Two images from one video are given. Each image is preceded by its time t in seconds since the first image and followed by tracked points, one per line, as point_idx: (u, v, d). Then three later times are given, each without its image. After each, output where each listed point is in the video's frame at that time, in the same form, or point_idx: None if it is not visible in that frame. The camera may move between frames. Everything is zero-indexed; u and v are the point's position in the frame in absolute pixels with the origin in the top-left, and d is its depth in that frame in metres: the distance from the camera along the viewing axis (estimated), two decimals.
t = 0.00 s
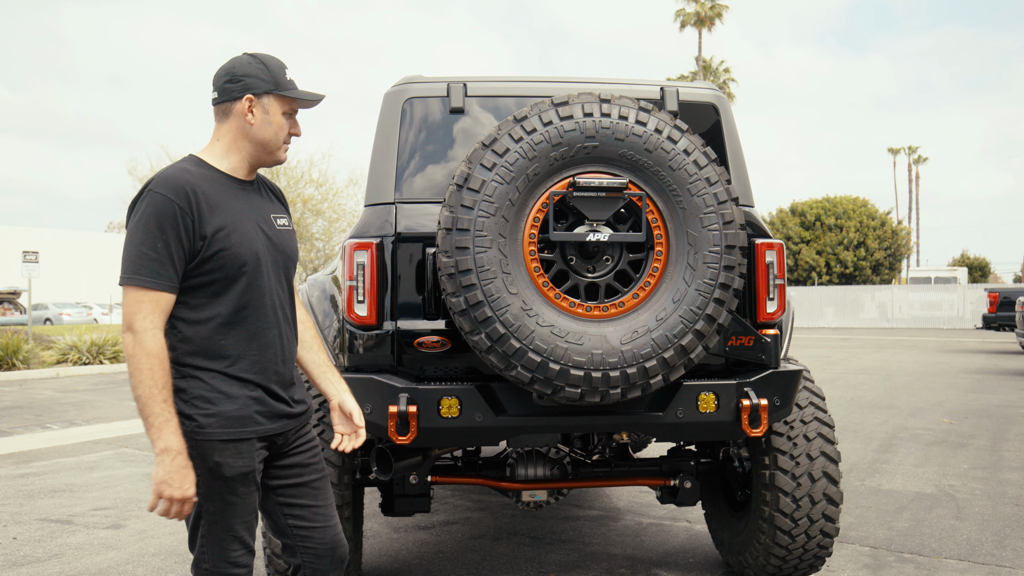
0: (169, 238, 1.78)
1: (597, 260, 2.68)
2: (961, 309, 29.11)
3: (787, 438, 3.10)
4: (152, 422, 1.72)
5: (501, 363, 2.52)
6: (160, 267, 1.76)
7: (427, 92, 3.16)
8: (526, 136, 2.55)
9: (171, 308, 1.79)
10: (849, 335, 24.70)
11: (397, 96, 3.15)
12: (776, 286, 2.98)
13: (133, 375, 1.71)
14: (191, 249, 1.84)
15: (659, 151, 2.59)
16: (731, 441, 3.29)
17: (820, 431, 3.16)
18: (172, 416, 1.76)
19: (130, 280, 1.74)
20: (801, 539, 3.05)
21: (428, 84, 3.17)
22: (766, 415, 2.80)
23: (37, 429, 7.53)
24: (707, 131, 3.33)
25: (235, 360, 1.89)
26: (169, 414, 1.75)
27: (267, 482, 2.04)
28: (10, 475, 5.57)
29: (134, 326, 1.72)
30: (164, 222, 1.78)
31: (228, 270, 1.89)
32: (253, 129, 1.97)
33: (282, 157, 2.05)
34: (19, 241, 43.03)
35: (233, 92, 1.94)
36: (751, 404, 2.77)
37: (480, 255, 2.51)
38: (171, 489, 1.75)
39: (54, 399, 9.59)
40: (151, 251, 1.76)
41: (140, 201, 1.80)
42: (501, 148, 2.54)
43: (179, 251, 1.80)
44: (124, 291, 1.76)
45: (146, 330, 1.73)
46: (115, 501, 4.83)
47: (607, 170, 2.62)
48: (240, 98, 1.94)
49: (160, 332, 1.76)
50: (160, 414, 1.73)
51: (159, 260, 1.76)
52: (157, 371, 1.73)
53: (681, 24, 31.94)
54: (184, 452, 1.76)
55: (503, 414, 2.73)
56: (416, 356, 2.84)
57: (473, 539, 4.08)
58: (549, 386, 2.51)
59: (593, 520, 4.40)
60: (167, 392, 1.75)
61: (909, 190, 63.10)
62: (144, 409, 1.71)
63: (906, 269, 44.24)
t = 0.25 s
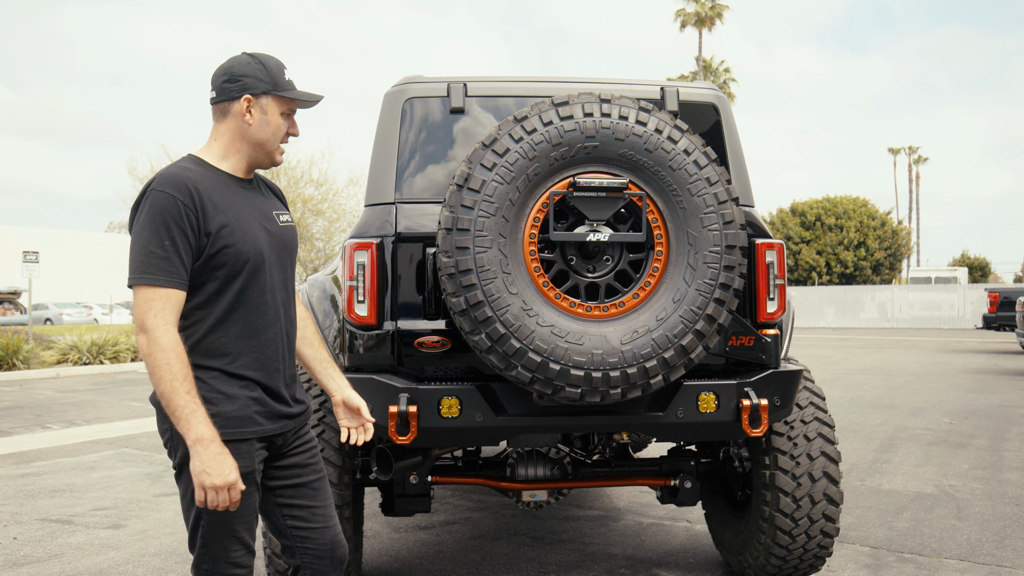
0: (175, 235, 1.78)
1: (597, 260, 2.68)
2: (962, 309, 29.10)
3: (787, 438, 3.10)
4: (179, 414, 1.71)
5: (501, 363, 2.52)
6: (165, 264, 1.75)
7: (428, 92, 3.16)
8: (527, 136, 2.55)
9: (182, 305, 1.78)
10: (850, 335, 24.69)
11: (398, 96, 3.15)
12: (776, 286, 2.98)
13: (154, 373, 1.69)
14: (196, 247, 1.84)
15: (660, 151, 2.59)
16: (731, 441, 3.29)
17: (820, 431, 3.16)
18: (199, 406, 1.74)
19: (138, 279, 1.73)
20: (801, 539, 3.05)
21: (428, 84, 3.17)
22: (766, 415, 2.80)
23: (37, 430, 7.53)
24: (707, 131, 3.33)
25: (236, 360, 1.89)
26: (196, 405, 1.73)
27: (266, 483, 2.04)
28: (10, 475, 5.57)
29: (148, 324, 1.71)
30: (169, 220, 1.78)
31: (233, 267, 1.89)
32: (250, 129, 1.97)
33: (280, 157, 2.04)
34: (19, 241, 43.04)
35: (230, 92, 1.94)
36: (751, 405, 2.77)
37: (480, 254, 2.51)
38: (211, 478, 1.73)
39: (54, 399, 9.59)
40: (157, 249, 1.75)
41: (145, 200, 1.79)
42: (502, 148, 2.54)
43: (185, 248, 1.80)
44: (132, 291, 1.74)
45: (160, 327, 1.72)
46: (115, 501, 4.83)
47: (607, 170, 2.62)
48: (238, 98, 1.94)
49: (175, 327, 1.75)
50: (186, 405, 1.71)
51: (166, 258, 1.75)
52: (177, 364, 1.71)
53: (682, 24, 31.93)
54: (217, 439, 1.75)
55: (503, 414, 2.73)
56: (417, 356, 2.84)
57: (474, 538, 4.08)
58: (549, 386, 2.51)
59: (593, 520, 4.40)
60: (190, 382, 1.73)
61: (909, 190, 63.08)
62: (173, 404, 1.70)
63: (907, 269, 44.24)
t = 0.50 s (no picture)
0: (175, 237, 1.77)
1: (598, 260, 2.68)
2: (962, 309, 29.10)
3: (787, 438, 3.10)
4: (178, 419, 1.70)
5: (501, 363, 2.52)
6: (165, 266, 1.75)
7: (428, 92, 3.16)
8: (527, 136, 2.55)
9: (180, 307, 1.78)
10: (850, 335, 24.70)
11: (398, 96, 3.15)
12: (776, 286, 2.98)
13: (154, 377, 1.69)
14: (196, 248, 1.83)
15: (660, 151, 2.59)
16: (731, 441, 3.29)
17: (821, 431, 3.15)
18: (198, 411, 1.74)
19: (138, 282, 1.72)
20: (801, 539, 3.05)
21: (428, 83, 3.17)
22: (766, 415, 2.80)
23: (38, 429, 7.53)
24: (707, 131, 3.33)
25: (236, 359, 1.89)
26: (194, 409, 1.73)
27: (268, 482, 2.04)
28: (11, 475, 5.56)
29: (149, 326, 1.70)
30: (168, 221, 1.77)
31: (233, 267, 1.89)
32: (251, 129, 1.97)
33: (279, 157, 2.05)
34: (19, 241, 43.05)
35: (232, 92, 1.93)
36: (751, 405, 2.77)
37: (480, 254, 2.51)
38: (209, 484, 1.73)
39: (54, 399, 9.59)
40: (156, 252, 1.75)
41: (143, 201, 1.78)
42: (502, 148, 2.54)
43: (185, 250, 1.79)
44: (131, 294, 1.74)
45: (162, 330, 1.72)
46: (116, 501, 4.83)
47: (607, 170, 2.62)
48: (239, 98, 1.94)
49: (176, 330, 1.74)
50: (185, 411, 1.71)
51: (165, 260, 1.75)
52: (177, 368, 1.71)
53: (682, 24, 31.92)
54: (215, 445, 1.74)
55: (503, 414, 2.73)
56: (417, 356, 2.84)
57: (474, 539, 4.08)
58: (549, 386, 2.51)
59: (594, 520, 4.40)
60: (190, 387, 1.73)
61: (909, 189, 63.08)
62: (172, 409, 1.70)
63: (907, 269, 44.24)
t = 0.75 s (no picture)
0: (189, 236, 1.78)
1: (598, 260, 2.68)
2: (962, 309, 29.10)
3: (787, 438, 3.10)
4: (168, 420, 1.71)
5: (502, 363, 2.52)
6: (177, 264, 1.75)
7: (428, 92, 3.16)
8: (527, 136, 2.55)
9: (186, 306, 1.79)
10: (851, 335, 24.70)
11: (398, 96, 3.15)
12: (776, 285, 2.98)
13: (151, 374, 1.70)
14: (210, 247, 1.84)
15: (660, 151, 2.59)
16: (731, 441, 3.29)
17: (820, 431, 3.15)
18: (189, 416, 1.75)
19: (147, 278, 1.73)
20: (801, 539, 3.05)
21: (428, 84, 3.17)
22: (766, 415, 2.80)
23: (37, 430, 7.53)
24: (707, 131, 3.32)
25: (247, 360, 1.89)
26: (186, 413, 1.74)
27: (274, 477, 2.03)
28: (10, 475, 5.56)
29: (151, 323, 1.72)
30: (184, 219, 1.78)
31: (246, 269, 1.89)
32: (259, 126, 1.96)
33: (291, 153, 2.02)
34: (20, 241, 43.04)
35: (239, 90, 1.93)
36: (751, 404, 2.77)
37: (480, 254, 2.51)
38: (188, 489, 1.74)
39: (54, 399, 9.59)
40: (170, 249, 1.76)
41: (161, 197, 1.79)
42: (502, 148, 2.54)
43: (198, 249, 1.80)
44: (140, 288, 1.75)
45: (164, 328, 1.73)
46: (115, 501, 4.83)
47: (607, 170, 2.62)
48: (247, 96, 1.93)
49: (177, 330, 1.76)
50: (177, 413, 1.72)
51: (177, 258, 1.76)
52: (175, 370, 1.73)
53: (682, 23, 31.91)
54: (200, 451, 1.76)
55: (503, 414, 2.73)
56: (417, 356, 2.84)
57: (474, 539, 4.08)
58: (549, 386, 2.51)
59: (594, 520, 4.40)
60: (184, 391, 1.75)
61: (909, 189, 63.07)
62: (162, 409, 1.71)
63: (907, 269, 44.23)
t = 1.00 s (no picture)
0: (212, 227, 1.79)
1: (598, 260, 2.68)
2: (962, 309, 29.10)
3: (787, 438, 3.10)
4: (191, 406, 1.70)
5: (502, 363, 2.52)
6: (199, 255, 1.76)
7: (428, 92, 3.16)
8: (527, 136, 2.55)
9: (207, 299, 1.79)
10: (851, 335, 24.69)
11: (398, 96, 3.15)
12: (776, 285, 2.98)
13: (171, 362, 1.69)
14: (231, 241, 1.84)
15: (660, 151, 2.59)
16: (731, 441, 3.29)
17: (821, 432, 3.15)
18: (212, 401, 1.74)
19: (171, 267, 1.73)
20: (801, 539, 3.05)
21: (428, 83, 3.17)
22: (766, 415, 2.80)
23: (38, 430, 7.53)
24: (707, 131, 3.32)
25: (263, 358, 1.89)
26: (208, 400, 1.73)
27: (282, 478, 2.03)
28: (10, 475, 5.57)
29: (173, 313, 1.71)
30: (207, 213, 1.79)
31: (266, 266, 1.89)
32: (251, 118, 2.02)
33: (281, 139, 1.99)
34: (20, 241, 43.05)
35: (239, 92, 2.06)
36: (751, 405, 2.77)
37: (480, 254, 2.51)
38: (216, 474, 1.73)
39: (54, 399, 9.59)
40: (193, 240, 1.76)
41: (186, 191, 1.80)
42: (502, 148, 2.54)
43: (220, 241, 1.80)
44: (161, 278, 1.75)
45: (184, 318, 1.73)
46: (116, 501, 4.83)
47: (607, 170, 2.62)
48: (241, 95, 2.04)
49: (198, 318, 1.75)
50: (200, 399, 1.71)
51: (200, 249, 1.76)
52: (197, 357, 1.72)
53: (682, 23, 31.90)
54: (226, 436, 1.75)
55: (503, 414, 2.73)
56: (417, 356, 2.84)
57: (474, 539, 4.08)
58: (549, 386, 2.51)
59: (594, 520, 4.40)
60: (206, 376, 1.73)
61: (909, 189, 63.06)
62: (185, 396, 1.70)
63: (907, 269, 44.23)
